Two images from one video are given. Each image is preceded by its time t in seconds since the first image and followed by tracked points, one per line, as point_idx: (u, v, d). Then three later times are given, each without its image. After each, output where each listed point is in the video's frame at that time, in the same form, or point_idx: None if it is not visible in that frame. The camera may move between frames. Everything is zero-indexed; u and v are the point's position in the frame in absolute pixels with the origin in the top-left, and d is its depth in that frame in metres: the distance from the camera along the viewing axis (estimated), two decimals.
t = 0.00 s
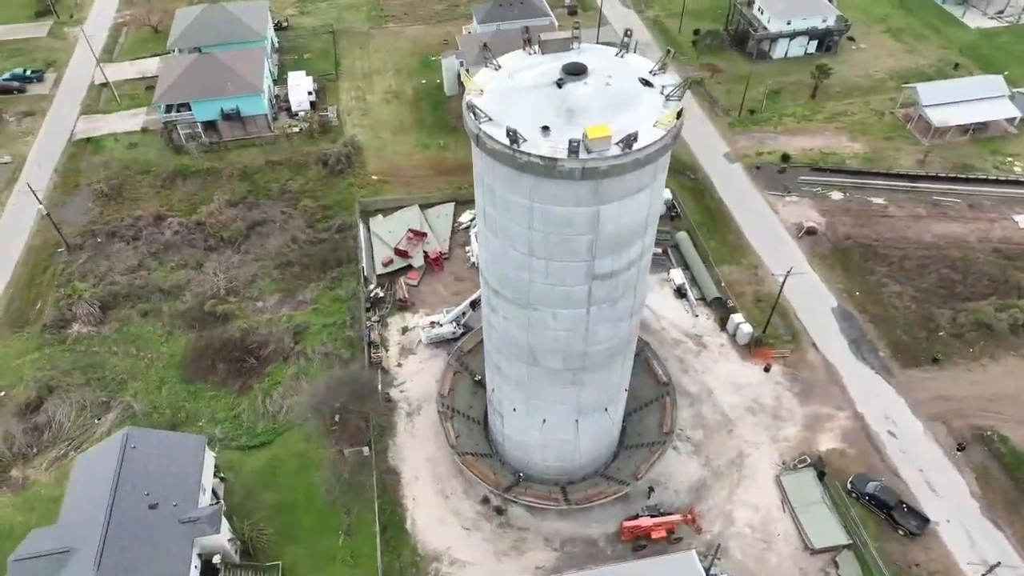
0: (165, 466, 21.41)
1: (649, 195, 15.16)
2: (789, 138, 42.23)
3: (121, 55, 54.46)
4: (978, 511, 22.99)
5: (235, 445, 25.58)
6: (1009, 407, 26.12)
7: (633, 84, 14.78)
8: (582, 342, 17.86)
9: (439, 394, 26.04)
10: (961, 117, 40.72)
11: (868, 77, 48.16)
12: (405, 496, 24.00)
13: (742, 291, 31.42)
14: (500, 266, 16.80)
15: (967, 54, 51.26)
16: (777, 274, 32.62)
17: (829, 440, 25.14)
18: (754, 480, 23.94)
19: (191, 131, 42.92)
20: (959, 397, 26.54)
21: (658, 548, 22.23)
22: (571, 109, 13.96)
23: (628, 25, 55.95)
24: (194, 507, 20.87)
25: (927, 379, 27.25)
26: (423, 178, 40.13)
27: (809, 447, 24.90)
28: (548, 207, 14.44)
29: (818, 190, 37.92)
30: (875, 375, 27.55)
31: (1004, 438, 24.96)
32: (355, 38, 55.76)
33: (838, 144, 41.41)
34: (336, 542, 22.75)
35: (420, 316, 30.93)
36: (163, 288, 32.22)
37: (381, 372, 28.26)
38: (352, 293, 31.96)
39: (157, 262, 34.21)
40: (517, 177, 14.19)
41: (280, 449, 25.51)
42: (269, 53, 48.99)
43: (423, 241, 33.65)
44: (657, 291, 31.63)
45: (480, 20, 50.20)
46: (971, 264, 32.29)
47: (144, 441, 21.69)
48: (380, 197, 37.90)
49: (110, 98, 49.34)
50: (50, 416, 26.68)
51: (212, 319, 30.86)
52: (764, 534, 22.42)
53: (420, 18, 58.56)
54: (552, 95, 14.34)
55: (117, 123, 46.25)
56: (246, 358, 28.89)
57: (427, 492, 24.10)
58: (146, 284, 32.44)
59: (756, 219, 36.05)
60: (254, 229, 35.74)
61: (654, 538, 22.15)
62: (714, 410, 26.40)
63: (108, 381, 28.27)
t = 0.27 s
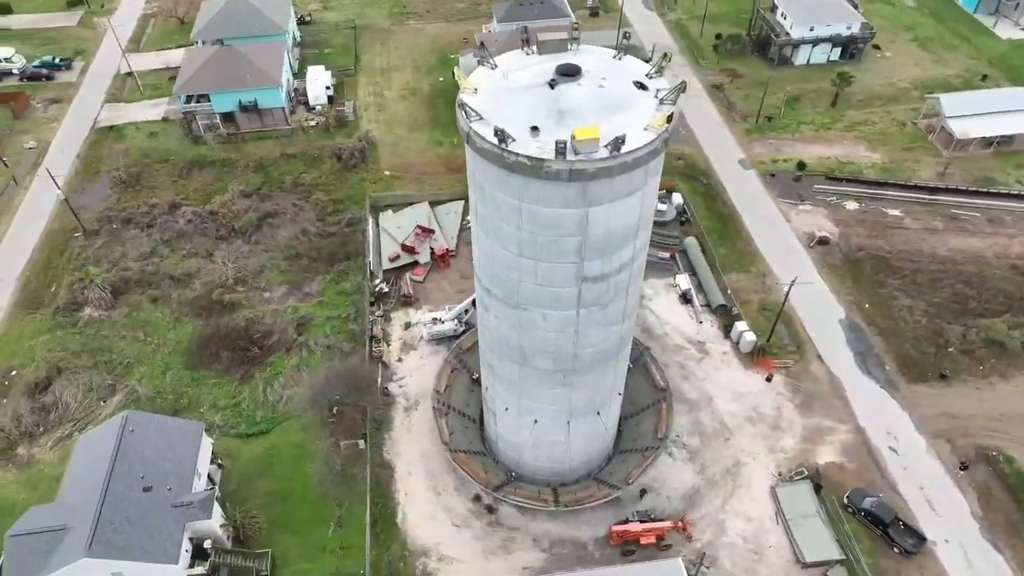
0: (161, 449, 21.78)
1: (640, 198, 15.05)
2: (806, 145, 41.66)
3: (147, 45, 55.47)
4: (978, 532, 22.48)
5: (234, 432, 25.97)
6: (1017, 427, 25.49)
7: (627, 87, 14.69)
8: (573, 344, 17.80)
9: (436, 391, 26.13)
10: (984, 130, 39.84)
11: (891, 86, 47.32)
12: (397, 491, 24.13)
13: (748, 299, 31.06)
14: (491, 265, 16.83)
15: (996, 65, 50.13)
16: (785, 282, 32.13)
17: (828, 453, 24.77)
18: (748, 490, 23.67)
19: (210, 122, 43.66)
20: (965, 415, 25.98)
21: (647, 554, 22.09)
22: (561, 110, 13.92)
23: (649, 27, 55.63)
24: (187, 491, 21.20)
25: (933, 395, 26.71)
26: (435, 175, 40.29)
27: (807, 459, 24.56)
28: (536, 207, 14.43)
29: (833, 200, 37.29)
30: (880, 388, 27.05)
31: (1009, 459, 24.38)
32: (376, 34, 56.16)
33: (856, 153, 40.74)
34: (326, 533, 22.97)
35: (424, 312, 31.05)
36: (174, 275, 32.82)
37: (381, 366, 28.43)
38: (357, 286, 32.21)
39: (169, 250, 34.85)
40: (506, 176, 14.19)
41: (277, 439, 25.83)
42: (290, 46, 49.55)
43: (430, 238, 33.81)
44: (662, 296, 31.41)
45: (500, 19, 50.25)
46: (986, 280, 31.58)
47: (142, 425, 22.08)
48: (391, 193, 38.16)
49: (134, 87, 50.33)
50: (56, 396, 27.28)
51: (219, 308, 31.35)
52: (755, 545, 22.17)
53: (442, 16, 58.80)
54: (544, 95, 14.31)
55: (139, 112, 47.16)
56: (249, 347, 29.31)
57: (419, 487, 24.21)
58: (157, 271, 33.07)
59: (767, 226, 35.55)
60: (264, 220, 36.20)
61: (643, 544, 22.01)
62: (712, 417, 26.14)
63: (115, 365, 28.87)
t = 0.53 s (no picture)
0: (157, 434, 22.20)
1: (630, 201, 14.93)
2: (823, 153, 41.04)
3: (173, 36, 56.44)
4: (975, 553, 22.01)
5: (233, 420, 26.37)
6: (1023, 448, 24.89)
7: (620, 89, 14.61)
8: (562, 345, 17.74)
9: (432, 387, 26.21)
10: (1007, 143, 38.88)
11: (915, 96, 46.43)
12: (389, 485, 24.28)
13: (753, 306, 30.69)
14: (481, 263, 16.85)
15: None
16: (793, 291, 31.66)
17: (825, 466, 24.43)
18: (741, 500, 23.44)
19: (229, 113, 44.38)
20: (970, 433, 25.43)
21: (634, 559, 21.99)
22: (551, 111, 13.86)
23: (670, 30, 55.22)
24: (182, 475, 21.51)
25: (938, 412, 26.19)
26: (446, 172, 40.42)
27: (803, 471, 24.25)
28: (523, 207, 14.40)
29: (847, 209, 36.68)
30: (883, 403, 26.60)
31: (1013, 480, 23.82)
32: (397, 31, 56.51)
33: (874, 163, 40.06)
34: (317, 523, 23.20)
35: (427, 308, 31.19)
36: (184, 263, 33.43)
37: (381, 360, 28.63)
38: (363, 281, 32.47)
39: (181, 238, 35.49)
40: (494, 176, 14.19)
41: (275, 428, 26.15)
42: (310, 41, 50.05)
43: (436, 234, 33.96)
44: (667, 301, 31.18)
45: (519, 18, 50.22)
46: (1000, 296, 30.87)
47: (140, 409, 22.55)
48: (402, 189, 38.38)
49: (158, 78, 51.25)
50: (64, 377, 27.93)
51: (226, 297, 31.88)
52: (744, 556, 21.96)
53: (462, 14, 58.95)
54: (535, 95, 14.28)
55: (161, 102, 48.05)
56: (253, 337, 29.73)
57: (411, 482, 24.34)
58: (168, 258, 33.72)
59: (777, 233, 35.06)
60: (275, 212, 36.66)
61: (631, 549, 21.91)
62: (709, 425, 25.91)
63: (123, 349, 29.49)
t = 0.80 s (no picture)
0: (156, 417, 22.60)
1: (618, 204, 14.88)
2: (840, 162, 40.39)
3: (199, 27, 57.35)
4: None
5: (234, 408, 26.79)
6: None
7: (611, 91, 14.55)
8: (551, 346, 17.73)
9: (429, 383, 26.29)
10: None
11: (939, 106, 45.47)
12: (382, 478, 24.45)
13: (758, 315, 30.32)
14: (471, 261, 16.89)
15: None
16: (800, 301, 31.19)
17: (822, 479, 24.09)
18: (734, 509, 23.21)
19: (248, 105, 44.99)
20: (974, 453, 24.88)
21: (622, 564, 21.87)
22: (540, 111, 13.84)
23: (692, 33, 54.72)
24: (177, 460, 21.91)
25: (942, 429, 25.66)
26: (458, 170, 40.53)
27: (799, 484, 23.93)
28: (511, 207, 14.41)
29: (861, 220, 36.04)
30: (886, 418, 26.13)
31: (1016, 503, 23.25)
32: (418, 28, 56.80)
33: (892, 174, 39.33)
34: (309, 513, 23.45)
35: (430, 305, 31.33)
36: (195, 252, 34.13)
37: (382, 355, 28.80)
38: (368, 275, 32.72)
39: (194, 227, 36.21)
40: (482, 174, 14.21)
41: (273, 417, 26.49)
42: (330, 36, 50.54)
43: (443, 231, 34.05)
44: (671, 306, 30.94)
45: (539, 18, 50.12)
46: (1014, 314, 30.13)
47: (140, 393, 22.99)
48: (413, 186, 38.59)
49: (181, 68, 52.13)
50: (73, 359, 28.63)
51: (234, 287, 32.47)
52: (733, 566, 21.74)
53: (484, 13, 59.05)
54: (526, 95, 14.27)
55: (183, 92, 48.92)
56: (258, 326, 30.19)
57: (404, 477, 24.46)
58: (180, 246, 34.42)
59: (788, 242, 34.58)
60: (287, 204, 37.13)
61: (618, 554, 21.81)
62: (706, 433, 25.67)
63: (131, 334, 30.19)
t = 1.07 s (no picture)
0: (155, 402, 23.06)
1: (606, 208, 14.82)
2: (857, 172, 39.72)
3: (224, 20, 58.18)
4: None
5: (234, 395, 27.19)
6: None
7: (603, 93, 14.49)
8: (539, 347, 17.72)
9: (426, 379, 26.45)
10: None
11: (963, 118, 44.49)
12: (375, 471, 24.64)
13: (763, 323, 29.96)
14: (462, 259, 16.94)
15: None
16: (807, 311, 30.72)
17: (817, 492, 23.76)
18: (725, 519, 23.00)
19: (266, 98, 45.58)
20: (976, 472, 24.35)
21: (608, 568, 21.81)
22: (529, 112, 13.84)
23: (713, 36, 54.18)
24: (173, 445, 22.33)
25: (944, 447, 25.15)
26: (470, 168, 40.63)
27: (793, 496, 23.63)
28: (498, 207, 14.42)
29: (875, 231, 35.40)
30: (887, 433, 25.66)
31: (1017, 525, 22.72)
32: (439, 26, 57.05)
33: (910, 185, 38.59)
34: (301, 502, 23.72)
35: (433, 302, 31.46)
36: (206, 241, 34.75)
37: (382, 349, 28.98)
38: (374, 269, 32.96)
39: (207, 216, 36.86)
40: (470, 173, 14.23)
41: (272, 406, 26.85)
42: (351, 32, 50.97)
43: (449, 228, 34.27)
44: (674, 311, 30.71)
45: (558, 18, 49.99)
46: None
47: (141, 378, 23.49)
48: (424, 182, 38.77)
49: (204, 60, 52.96)
50: (82, 341, 29.36)
51: (242, 276, 33.00)
52: None
53: (505, 12, 59.10)
54: (516, 95, 14.27)
55: (204, 83, 49.74)
56: (262, 316, 30.60)
57: (397, 471, 24.62)
58: (192, 235, 35.09)
59: (798, 251, 34.07)
60: (298, 197, 37.56)
61: (605, 557, 21.74)
62: (702, 440, 25.45)
63: (139, 318, 30.86)
